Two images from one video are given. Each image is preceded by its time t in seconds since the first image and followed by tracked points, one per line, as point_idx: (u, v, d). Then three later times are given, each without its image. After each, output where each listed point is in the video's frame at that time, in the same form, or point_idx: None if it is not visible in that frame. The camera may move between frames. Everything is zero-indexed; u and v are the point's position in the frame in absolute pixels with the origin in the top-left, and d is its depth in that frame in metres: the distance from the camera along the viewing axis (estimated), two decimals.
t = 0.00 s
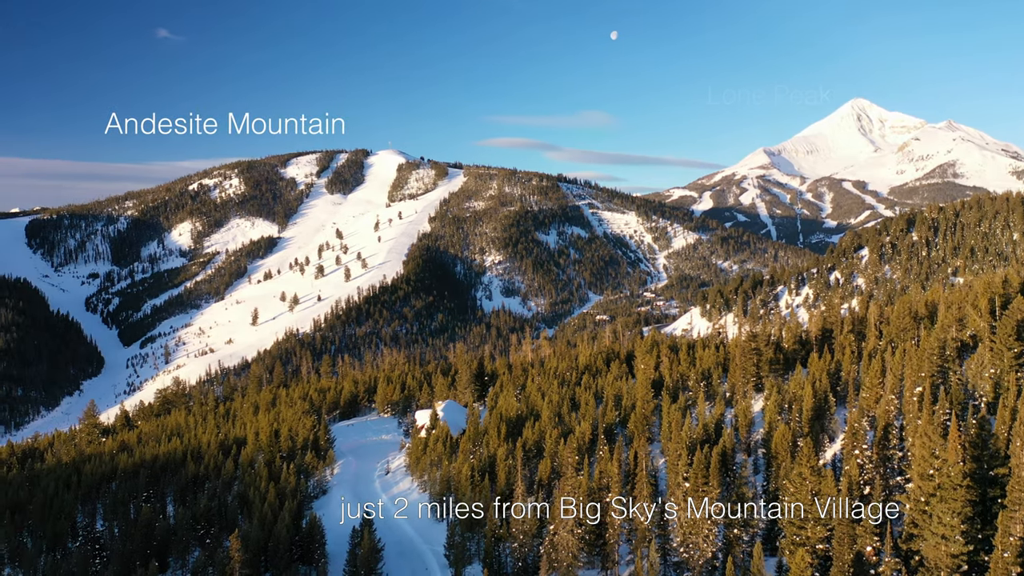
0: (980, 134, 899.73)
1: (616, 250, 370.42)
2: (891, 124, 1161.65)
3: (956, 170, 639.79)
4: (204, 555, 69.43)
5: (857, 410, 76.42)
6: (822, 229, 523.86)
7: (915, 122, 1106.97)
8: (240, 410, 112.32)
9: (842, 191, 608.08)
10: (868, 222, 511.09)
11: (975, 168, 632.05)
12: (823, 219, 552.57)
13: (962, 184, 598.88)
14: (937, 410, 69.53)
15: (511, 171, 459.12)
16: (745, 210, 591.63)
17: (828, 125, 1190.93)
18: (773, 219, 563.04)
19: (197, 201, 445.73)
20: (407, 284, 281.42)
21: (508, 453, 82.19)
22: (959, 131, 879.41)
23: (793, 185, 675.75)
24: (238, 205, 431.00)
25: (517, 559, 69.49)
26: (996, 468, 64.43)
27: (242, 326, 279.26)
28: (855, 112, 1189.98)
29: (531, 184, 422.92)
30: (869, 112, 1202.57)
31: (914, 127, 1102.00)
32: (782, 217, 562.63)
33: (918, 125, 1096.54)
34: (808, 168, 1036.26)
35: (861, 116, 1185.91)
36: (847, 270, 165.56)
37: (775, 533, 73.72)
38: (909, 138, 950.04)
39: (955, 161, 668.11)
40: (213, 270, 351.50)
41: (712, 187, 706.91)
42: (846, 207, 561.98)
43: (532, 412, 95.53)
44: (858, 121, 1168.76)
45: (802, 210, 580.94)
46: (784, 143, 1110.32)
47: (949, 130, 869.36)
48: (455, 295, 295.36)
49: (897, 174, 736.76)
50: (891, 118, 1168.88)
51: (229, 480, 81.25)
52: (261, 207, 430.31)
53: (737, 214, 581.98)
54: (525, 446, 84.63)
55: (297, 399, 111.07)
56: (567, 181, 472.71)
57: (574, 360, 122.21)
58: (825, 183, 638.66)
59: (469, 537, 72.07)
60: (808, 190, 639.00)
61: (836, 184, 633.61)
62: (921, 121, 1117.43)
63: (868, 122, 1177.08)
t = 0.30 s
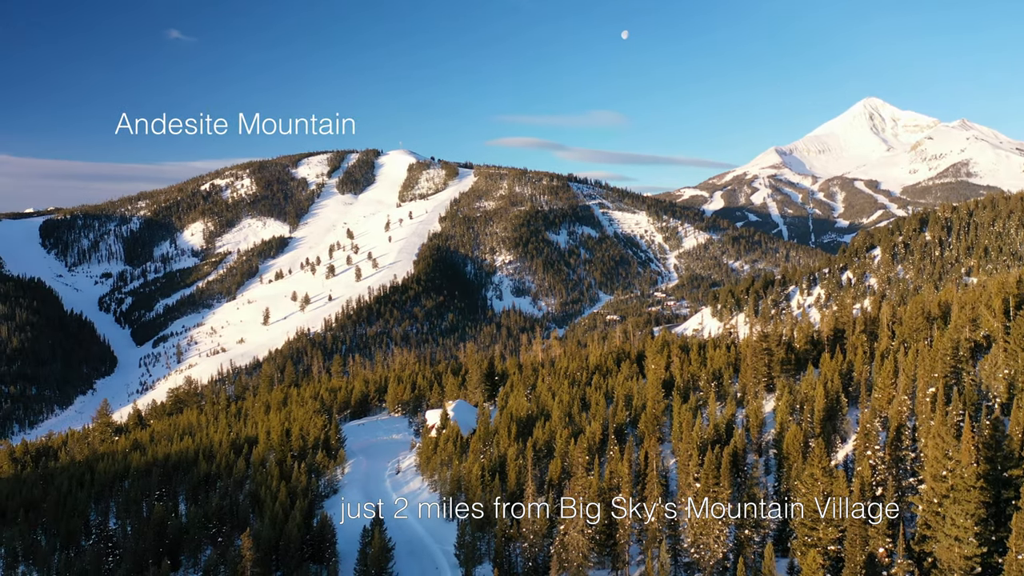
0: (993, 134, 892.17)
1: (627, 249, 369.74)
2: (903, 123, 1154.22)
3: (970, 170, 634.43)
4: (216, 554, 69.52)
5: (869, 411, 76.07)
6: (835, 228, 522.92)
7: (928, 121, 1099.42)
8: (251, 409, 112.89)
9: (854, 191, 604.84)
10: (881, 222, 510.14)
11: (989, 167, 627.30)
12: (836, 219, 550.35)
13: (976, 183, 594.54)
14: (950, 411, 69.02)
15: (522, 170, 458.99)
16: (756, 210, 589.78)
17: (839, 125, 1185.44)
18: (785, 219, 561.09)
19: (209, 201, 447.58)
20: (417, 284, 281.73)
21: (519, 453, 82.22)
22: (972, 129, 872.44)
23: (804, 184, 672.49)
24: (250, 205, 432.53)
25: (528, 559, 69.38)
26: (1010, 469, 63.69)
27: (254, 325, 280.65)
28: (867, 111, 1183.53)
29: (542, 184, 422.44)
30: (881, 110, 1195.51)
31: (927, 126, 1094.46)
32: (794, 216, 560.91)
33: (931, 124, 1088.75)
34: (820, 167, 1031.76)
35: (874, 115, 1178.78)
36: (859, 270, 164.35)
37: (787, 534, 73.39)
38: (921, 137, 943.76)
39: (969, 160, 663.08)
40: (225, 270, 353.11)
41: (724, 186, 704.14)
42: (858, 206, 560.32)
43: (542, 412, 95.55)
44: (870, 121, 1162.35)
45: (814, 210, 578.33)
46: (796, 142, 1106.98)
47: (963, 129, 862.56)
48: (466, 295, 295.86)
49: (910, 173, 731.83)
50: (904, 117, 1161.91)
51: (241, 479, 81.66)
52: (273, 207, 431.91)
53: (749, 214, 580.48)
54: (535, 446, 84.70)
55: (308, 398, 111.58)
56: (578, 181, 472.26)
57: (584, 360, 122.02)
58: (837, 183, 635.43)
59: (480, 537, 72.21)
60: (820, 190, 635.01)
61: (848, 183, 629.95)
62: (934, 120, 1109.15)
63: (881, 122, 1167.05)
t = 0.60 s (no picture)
0: (1007, 133, 884.42)
1: (638, 249, 369.04)
2: (916, 122, 1147.05)
3: (984, 169, 629.29)
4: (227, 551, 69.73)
5: (881, 411, 75.65)
6: (847, 228, 520.26)
7: (942, 121, 1091.93)
8: (263, 408, 113.52)
9: (867, 190, 601.96)
10: (893, 222, 507.42)
11: (1004, 167, 622.57)
12: (847, 219, 547.42)
13: (989, 182, 590.14)
14: (964, 412, 68.33)
15: (532, 171, 458.89)
16: (768, 210, 588.02)
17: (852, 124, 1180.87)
18: (797, 218, 559.28)
19: (221, 201, 449.52)
20: (428, 284, 282.15)
21: (529, 453, 82.24)
22: (986, 128, 866.52)
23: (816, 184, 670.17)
24: (261, 206, 434.18)
25: (538, 559, 69.27)
26: None
27: (265, 325, 281.84)
28: (880, 111, 1177.71)
29: (552, 184, 422.27)
30: (894, 109, 1189.35)
31: (940, 125, 1087.37)
32: (805, 216, 558.65)
33: (945, 123, 1081.62)
34: (832, 167, 1027.42)
35: (886, 114, 1173.07)
36: (871, 271, 163.49)
37: (798, 535, 73.07)
38: (934, 137, 938.07)
39: (983, 159, 658.33)
40: (236, 270, 354.67)
41: (735, 185, 701.62)
42: (871, 206, 557.47)
43: (553, 412, 95.56)
44: (883, 120, 1156.88)
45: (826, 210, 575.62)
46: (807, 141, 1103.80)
47: (976, 128, 856.59)
48: (476, 294, 296.29)
49: (923, 172, 726.86)
50: (917, 116, 1155.27)
51: (252, 478, 82.01)
52: (284, 207, 433.49)
53: (760, 214, 579.08)
54: (546, 446, 84.66)
55: (319, 398, 111.93)
56: (588, 181, 471.60)
57: (594, 360, 121.99)
58: (849, 183, 632.26)
59: (490, 537, 72.19)
60: (831, 190, 631.19)
61: (860, 183, 626.10)
62: (947, 119, 1101.45)
63: (892, 122, 1159.00)
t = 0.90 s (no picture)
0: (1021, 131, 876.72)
1: (648, 249, 368.14)
2: (929, 121, 1140.05)
3: (998, 168, 623.79)
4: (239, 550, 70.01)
5: (894, 412, 75.20)
6: (859, 228, 517.27)
7: (955, 120, 1084.80)
8: (274, 408, 114.09)
9: (879, 190, 598.93)
10: (906, 222, 504.25)
11: (1017, 166, 616.89)
12: (859, 218, 544.24)
13: (1003, 181, 585.40)
14: (978, 413, 67.79)
15: (543, 171, 458.71)
16: (779, 209, 586.36)
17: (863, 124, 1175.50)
18: (808, 217, 557.55)
19: (233, 201, 451.53)
20: (438, 284, 282.53)
21: (540, 453, 82.30)
22: (999, 127, 859.63)
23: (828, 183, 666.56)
24: (273, 206, 436.06)
25: (549, 559, 69.18)
26: None
27: (276, 324, 283.06)
28: (892, 109, 1171.29)
29: (563, 184, 422.09)
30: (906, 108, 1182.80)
31: (953, 124, 1080.29)
32: (817, 215, 555.77)
33: (958, 122, 1074.33)
34: (843, 166, 1023.26)
35: (899, 113, 1167.34)
36: (883, 271, 162.59)
37: (810, 536, 72.66)
38: (946, 136, 931.95)
39: (998, 158, 652.64)
40: (248, 269, 356.40)
41: (746, 185, 698.92)
42: (883, 206, 554.04)
43: (563, 412, 95.62)
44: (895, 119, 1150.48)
45: (838, 209, 572.52)
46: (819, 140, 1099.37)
47: (989, 127, 849.70)
48: (486, 294, 296.63)
49: (936, 172, 721.51)
50: (930, 115, 1148.68)
51: (264, 477, 82.54)
52: (296, 207, 435.23)
53: (772, 214, 577.57)
54: (556, 446, 84.65)
55: (330, 398, 112.32)
56: (599, 181, 471.08)
57: (605, 360, 122.11)
58: (861, 182, 629.65)
59: (501, 537, 72.20)
60: (843, 189, 628.06)
61: (872, 182, 622.06)
62: (960, 118, 1093.87)
63: (903, 121, 1151.08)
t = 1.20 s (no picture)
0: None
1: (659, 249, 367.13)
2: (942, 120, 1132.54)
3: (1011, 167, 618.02)
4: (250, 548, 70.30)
5: (906, 413, 74.76)
6: (871, 228, 514.43)
7: (968, 119, 1077.09)
8: (285, 407, 114.52)
9: (892, 189, 595.70)
10: (918, 222, 501.20)
11: None
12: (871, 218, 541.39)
13: (1017, 181, 580.41)
14: (991, 414, 67.25)
15: (553, 171, 458.36)
16: (791, 209, 584.27)
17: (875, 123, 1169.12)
18: (820, 217, 555.42)
19: (244, 201, 453.48)
20: (448, 284, 282.98)
21: (550, 453, 82.23)
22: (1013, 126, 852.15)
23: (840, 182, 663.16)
24: (284, 206, 437.76)
25: (559, 559, 69.07)
26: None
27: (288, 324, 284.16)
28: (904, 108, 1164.24)
29: (573, 184, 421.85)
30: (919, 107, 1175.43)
31: (966, 124, 1072.58)
32: (828, 215, 553.13)
33: (971, 121, 1066.56)
34: (855, 166, 1017.72)
35: (912, 112, 1160.50)
36: (896, 271, 161.81)
37: (822, 537, 72.36)
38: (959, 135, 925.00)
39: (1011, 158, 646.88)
40: (259, 269, 357.96)
41: (757, 185, 696.53)
42: (896, 205, 550.75)
43: (574, 412, 95.63)
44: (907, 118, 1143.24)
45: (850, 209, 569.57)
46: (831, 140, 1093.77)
47: (1001, 126, 842.44)
48: (497, 294, 296.92)
49: (949, 171, 716.92)
50: (943, 114, 1141.59)
51: (275, 476, 83.02)
52: (307, 207, 436.75)
53: (783, 214, 575.53)
54: (567, 446, 84.64)
55: (341, 397, 112.73)
56: (609, 181, 470.44)
57: (615, 360, 122.14)
58: (874, 181, 626.54)
59: (511, 536, 72.25)
60: (856, 188, 624.73)
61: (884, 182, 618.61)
62: (973, 117, 1085.87)
63: (915, 121, 1144.04)
